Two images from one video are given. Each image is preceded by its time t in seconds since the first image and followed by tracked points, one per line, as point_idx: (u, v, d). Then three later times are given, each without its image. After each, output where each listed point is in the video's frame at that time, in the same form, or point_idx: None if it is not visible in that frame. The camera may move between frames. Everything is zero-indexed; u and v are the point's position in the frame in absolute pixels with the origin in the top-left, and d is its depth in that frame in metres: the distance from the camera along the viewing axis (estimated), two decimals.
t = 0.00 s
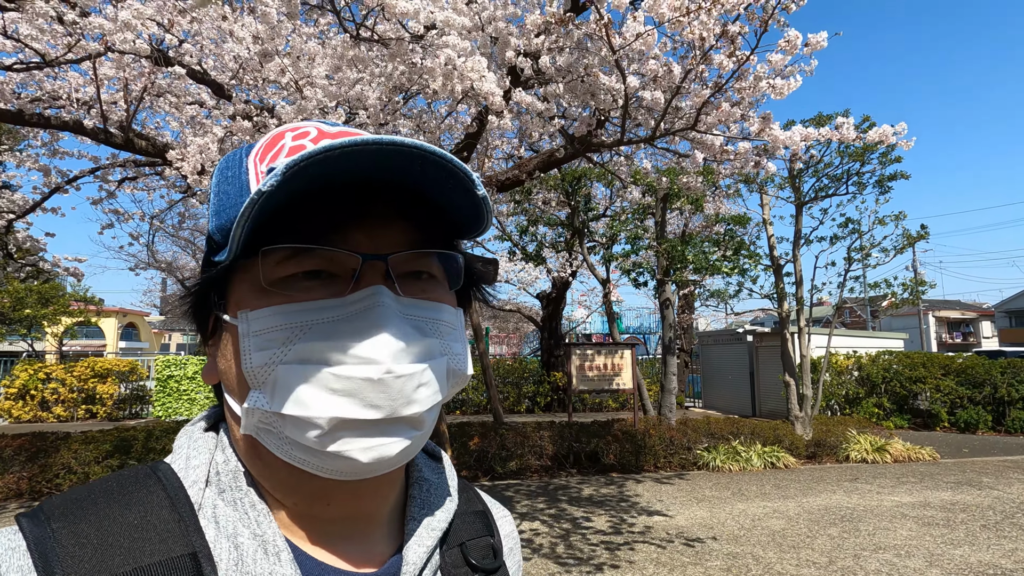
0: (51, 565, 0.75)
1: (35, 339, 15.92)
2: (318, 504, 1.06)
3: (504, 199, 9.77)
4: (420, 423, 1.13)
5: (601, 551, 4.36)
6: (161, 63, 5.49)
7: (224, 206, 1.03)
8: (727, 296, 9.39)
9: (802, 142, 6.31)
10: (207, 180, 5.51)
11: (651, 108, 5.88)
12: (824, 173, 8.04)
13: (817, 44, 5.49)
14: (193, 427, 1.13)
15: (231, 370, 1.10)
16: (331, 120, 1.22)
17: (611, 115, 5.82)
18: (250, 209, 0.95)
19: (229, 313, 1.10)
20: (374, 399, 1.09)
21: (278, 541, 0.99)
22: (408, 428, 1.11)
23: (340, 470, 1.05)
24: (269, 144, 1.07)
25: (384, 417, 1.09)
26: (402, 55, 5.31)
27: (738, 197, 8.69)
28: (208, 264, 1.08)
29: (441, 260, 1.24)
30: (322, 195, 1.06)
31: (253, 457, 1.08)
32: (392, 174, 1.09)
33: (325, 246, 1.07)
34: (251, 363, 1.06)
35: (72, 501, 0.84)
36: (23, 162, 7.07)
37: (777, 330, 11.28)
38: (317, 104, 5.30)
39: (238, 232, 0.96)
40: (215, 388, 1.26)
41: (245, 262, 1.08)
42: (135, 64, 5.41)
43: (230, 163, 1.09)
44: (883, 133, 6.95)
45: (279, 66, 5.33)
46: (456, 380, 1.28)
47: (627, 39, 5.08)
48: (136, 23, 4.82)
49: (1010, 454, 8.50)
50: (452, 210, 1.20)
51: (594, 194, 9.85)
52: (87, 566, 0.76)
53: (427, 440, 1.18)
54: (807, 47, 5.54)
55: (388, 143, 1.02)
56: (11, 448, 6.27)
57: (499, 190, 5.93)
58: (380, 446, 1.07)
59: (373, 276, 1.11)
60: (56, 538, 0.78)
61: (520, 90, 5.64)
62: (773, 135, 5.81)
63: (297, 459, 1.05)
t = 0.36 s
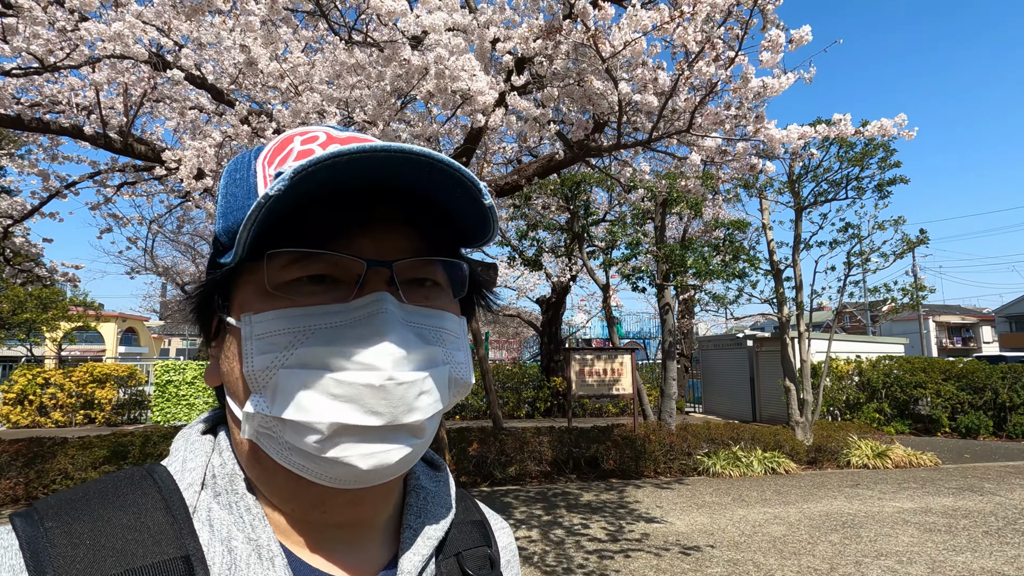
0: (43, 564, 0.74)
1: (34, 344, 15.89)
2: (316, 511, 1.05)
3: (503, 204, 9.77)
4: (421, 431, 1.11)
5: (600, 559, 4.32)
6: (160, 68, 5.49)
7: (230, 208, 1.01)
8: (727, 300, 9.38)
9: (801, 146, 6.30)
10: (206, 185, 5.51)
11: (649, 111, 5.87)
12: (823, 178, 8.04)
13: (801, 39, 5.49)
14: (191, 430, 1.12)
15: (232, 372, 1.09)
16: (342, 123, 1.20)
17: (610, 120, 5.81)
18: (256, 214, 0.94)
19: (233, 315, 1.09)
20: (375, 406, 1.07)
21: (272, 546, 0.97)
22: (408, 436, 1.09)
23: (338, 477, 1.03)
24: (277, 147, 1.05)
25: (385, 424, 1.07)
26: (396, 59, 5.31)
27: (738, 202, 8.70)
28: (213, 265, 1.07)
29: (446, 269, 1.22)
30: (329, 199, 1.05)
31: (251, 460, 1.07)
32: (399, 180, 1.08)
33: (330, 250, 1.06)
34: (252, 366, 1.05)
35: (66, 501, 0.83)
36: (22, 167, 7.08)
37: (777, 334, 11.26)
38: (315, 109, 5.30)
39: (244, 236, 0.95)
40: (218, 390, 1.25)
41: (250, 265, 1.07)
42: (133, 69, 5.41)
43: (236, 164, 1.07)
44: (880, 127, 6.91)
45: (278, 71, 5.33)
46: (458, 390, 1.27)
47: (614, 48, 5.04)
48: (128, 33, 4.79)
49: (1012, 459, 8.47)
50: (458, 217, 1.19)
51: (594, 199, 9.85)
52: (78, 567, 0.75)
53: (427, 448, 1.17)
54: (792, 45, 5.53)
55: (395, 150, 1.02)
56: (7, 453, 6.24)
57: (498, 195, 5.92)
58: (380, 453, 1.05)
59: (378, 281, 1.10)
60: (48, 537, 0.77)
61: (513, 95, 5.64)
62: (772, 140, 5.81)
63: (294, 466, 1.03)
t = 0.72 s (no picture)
0: (52, 554, 0.73)
1: (31, 348, 15.86)
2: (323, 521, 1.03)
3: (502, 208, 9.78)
4: (433, 461, 1.10)
5: (597, 565, 4.30)
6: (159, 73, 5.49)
7: (285, 217, 1.01)
8: (725, 305, 9.38)
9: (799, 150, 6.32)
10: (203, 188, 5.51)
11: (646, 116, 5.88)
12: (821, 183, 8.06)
13: (790, 47, 5.52)
14: (201, 431, 1.12)
15: (263, 374, 1.09)
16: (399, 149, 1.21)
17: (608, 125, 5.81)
18: (313, 234, 0.94)
19: (271, 320, 1.10)
20: (394, 429, 1.06)
21: (276, 548, 0.96)
22: (420, 465, 1.08)
23: (348, 495, 1.02)
24: (335, 164, 1.07)
25: (401, 448, 1.06)
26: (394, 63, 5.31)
27: (736, 207, 8.71)
28: (260, 269, 1.08)
29: (478, 306, 1.22)
30: (382, 226, 1.05)
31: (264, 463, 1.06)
32: (451, 219, 1.08)
33: (371, 272, 1.06)
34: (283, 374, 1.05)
35: (77, 494, 0.82)
36: (21, 172, 7.08)
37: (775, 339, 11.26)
38: (313, 113, 5.29)
39: (298, 250, 0.94)
40: (240, 390, 1.25)
41: (295, 276, 1.07)
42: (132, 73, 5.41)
43: (294, 174, 1.08)
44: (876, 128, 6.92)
45: (277, 75, 5.35)
46: (473, 426, 1.25)
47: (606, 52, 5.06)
48: (127, 37, 4.82)
49: (1011, 464, 8.45)
50: (500, 260, 1.20)
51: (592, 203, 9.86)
52: (86, 557, 0.73)
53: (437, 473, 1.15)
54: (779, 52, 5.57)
55: (455, 193, 1.02)
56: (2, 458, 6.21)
57: (496, 200, 5.93)
58: (390, 478, 1.04)
59: (412, 309, 1.10)
60: (59, 527, 0.76)
61: (511, 100, 5.65)
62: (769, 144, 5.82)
63: (305, 477, 1.02)
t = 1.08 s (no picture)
0: (37, 541, 0.72)
1: (28, 348, 15.83)
2: (309, 511, 1.02)
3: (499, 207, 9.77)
4: (418, 444, 1.10)
5: (593, 564, 4.30)
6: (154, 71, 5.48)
7: (267, 210, 1.00)
8: (722, 304, 9.39)
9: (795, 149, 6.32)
10: (199, 186, 5.50)
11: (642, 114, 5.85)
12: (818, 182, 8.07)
13: (777, 40, 5.51)
14: (190, 423, 1.12)
15: (245, 365, 1.08)
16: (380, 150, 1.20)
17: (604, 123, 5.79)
18: (302, 215, 0.93)
19: (253, 309, 1.09)
20: (379, 409, 1.07)
21: (262, 540, 0.96)
22: (406, 448, 1.08)
23: (334, 479, 1.01)
24: (316, 160, 1.06)
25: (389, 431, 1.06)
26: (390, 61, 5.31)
27: (734, 206, 8.71)
28: (241, 259, 1.07)
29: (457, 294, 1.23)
30: (366, 212, 1.06)
31: (250, 454, 1.05)
32: (433, 205, 1.10)
33: (354, 258, 1.06)
34: (268, 361, 1.04)
35: (65, 482, 0.82)
36: (17, 170, 7.06)
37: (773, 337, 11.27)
38: (308, 111, 5.28)
39: (286, 234, 0.94)
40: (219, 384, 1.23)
41: (278, 265, 1.07)
42: (127, 71, 5.40)
43: (275, 172, 1.07)
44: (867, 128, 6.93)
45: (272, 73, 5.34)
46: (454, 411, 1.26)
47: (597, 53, 5.07)
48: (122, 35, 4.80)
49: (1007, 463, 8.47)
50: (479, 246, 1.21)
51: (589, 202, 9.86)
52: (71, 544, 0.73)
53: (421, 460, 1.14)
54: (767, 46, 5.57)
55: (438, 174, 1.03)
56: None
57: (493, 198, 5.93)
58: (379, 459, 1.03)
59: (394, 295, 1.11)
60: (45, 514, 0.76)
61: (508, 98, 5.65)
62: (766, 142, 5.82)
63: (292, 462, 1.02)
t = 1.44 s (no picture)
0: (42, 551, 0.75)
1: (34, 352, 15.91)
2: (305, 503, 1.05)
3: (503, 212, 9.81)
4: (405, 422, 1.12)
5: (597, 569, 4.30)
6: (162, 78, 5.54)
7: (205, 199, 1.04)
8: (726, 309, 9.41)
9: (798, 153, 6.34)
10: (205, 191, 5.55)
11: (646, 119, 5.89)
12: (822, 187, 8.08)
13: (787, 49, 5.55)
14: (188, 421, 1.15)
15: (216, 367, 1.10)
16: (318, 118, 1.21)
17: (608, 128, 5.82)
18: (218, 200, 0.97)
19: (212, 309, 1.11)
20: (356, 395, 1.09)
21: (269, 530, 0.98)
22: (392, 429, 1.10)
23: (323, 469, 1.03)
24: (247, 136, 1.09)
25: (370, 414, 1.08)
26: (396, 67, 5.36)
27: (737, 210, 8.74)
28: (193, 259, 1.09)
29: (427, 258, 1.24)
30: (299, 188, 1.08)
31: (239, 454, 1.07)
32: (370, 167, 1.10)
33: (302, 239, 1.08)
34: (230, 359, 1.06)
35: (66, 490, 0.84)
36: (26, 177, 7.14)
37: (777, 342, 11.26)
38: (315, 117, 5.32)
39: (209, 226, 0.99)
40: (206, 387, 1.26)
41: (226, 259, 1.09)
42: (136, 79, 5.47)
43: (212, 156, 1.10)
44: (872, 132, 6.95)
45: (279, 81, 5.41)
46: (441, 380, 1.29)
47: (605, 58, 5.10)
48: (132, 42, 4.86)
49: (1014, 468, 8.43)
50: (434, 205, 1.21)
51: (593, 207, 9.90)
52: (75, 550, 0.76)
53: (413, 438, 1.17)
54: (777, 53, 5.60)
55: (359, 133, 1.03)
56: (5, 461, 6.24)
57: (498, 204, 5.96)
58: (365, 443, 1.05)
59: (353, 271, 1.12)
60: (46, 525, 0.78)
61: (511, 104, 5.70)
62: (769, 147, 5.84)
63: (280, 458, 1.04)
